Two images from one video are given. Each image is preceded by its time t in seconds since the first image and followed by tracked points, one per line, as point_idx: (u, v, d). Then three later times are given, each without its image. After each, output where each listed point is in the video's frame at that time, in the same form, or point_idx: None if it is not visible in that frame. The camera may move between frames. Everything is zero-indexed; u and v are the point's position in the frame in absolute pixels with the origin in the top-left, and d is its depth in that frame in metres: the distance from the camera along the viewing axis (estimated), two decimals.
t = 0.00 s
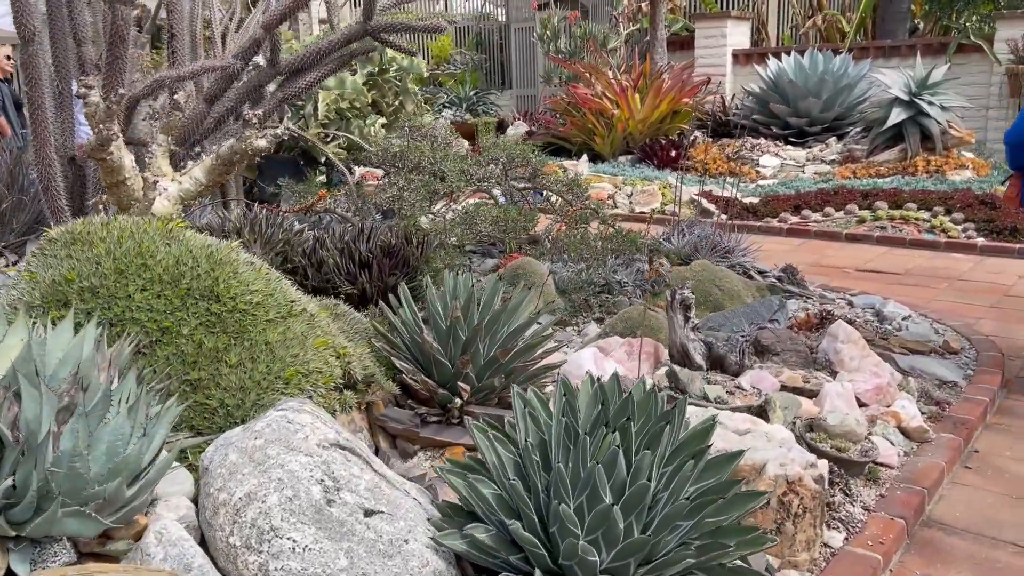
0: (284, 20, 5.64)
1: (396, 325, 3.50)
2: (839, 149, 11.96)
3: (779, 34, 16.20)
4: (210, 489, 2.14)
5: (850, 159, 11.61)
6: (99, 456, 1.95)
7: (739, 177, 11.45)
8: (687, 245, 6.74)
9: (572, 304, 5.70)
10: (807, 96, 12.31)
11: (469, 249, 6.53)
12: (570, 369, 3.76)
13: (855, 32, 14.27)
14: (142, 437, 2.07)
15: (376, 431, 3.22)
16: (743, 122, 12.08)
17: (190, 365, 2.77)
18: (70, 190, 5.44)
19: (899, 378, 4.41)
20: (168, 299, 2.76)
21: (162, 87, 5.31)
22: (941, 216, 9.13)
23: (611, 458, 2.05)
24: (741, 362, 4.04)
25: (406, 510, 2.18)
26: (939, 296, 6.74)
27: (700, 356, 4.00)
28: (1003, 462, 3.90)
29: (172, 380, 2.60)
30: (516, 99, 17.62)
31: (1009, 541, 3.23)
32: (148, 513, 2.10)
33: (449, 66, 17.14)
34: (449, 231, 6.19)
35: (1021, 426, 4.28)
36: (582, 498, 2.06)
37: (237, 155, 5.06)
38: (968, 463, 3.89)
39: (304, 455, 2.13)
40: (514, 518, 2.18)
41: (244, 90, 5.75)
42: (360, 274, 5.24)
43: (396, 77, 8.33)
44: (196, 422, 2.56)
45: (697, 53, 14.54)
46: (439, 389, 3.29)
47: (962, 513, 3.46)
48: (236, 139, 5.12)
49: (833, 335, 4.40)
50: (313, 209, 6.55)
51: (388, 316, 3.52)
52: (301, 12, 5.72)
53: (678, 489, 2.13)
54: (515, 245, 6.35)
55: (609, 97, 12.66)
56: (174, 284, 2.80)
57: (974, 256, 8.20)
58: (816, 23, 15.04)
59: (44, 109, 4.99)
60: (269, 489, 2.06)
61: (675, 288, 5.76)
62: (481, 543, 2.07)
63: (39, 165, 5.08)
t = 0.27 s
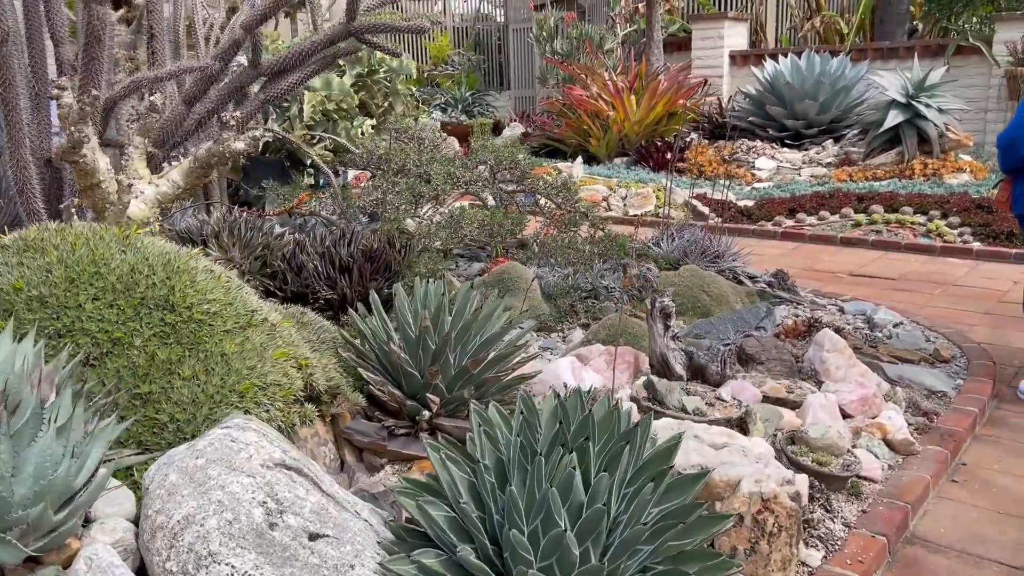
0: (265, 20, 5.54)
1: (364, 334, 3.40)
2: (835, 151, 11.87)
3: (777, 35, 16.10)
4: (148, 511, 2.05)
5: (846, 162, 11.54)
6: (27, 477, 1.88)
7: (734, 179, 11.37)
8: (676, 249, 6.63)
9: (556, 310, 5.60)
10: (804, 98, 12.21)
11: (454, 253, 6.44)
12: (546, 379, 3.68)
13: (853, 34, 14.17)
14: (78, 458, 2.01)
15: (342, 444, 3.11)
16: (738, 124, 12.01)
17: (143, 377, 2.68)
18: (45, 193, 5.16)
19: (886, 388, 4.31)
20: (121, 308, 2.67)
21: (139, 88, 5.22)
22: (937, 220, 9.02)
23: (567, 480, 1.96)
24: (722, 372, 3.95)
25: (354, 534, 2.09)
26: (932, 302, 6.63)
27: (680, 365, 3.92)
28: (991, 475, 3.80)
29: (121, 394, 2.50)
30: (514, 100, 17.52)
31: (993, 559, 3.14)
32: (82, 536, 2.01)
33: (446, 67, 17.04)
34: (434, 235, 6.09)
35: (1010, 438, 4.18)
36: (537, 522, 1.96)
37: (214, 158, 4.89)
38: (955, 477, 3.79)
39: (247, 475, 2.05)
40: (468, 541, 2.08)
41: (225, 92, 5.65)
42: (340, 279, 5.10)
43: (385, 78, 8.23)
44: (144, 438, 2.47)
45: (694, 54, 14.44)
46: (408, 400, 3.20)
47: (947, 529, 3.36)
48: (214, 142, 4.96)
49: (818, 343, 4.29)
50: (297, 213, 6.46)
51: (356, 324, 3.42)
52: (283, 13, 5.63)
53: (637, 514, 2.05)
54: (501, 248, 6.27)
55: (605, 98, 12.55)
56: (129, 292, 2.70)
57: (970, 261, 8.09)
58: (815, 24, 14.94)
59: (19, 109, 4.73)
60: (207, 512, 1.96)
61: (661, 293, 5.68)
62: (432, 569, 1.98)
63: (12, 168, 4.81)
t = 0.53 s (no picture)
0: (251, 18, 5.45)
1: (339, 340, 3.32)
2: (834, 152, 11.79)
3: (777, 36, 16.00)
4: (93, 527, 1.97)
5: (844, 164, 11.46)
6: None
7: (732, 180, 11.31)
8: (669, 252, 6.55)
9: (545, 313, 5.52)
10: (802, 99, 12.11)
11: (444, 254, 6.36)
12: (527, 385, 3.59)
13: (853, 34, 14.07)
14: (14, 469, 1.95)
15: (313, 452, 3.03)
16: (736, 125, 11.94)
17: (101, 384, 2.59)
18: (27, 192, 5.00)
19: (877, 395, 4.22)
20: (80, 313, 2.58)
21: (121, 86, 5.13)
22: (935, 223, 8.93)
23: (528, 496, 1.89)
24: (708, 378, 3.87)
25: (308, 550, 2.01)
26: (928, 306, 6.54)
27: (665, 371, 3.84)
28: (981, 485, 3.71)
29: (76, 402, 2.42)
30: (513, 100, 17.44)
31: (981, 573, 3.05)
32: (24, 552, 1.94)
33: (445, 66, 16.95)
34: (422, 236, 6.01)
35: (1002, 446, 4.09)
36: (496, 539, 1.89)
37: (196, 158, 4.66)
38: (945, 487, 3.71)
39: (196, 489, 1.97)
40: (427, 558, 2.00)
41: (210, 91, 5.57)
42: (323, 282, 4.98)
43: (377, 78, 8.15)
44: (99, 448, 2.39)
45: (693, 54, 14.35)
46: (381, 407, 3.12)
47: (935, 541, 3.28)
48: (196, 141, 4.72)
49: (808, 349, 4.21)
50: (285, 213, 6.38)
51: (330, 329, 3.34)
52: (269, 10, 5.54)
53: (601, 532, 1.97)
54: (491, 250, 6.20)
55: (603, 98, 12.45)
56: (89, 297, 2.62)
57: (968, 264, 8.00)
58: (815, 25, 14.84)
59: None
60: (152, 528, 1.88)
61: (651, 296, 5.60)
62: None
63: None
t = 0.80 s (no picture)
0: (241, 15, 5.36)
1: (319, 344, 3.23)
2: (835, 152, 11.70)
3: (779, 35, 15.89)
4: (49, 541, 1.87)
5: (845, 164, 11.39)
6: None
7: (731, 180, 11.25)
8: (665, 253, 6.46)
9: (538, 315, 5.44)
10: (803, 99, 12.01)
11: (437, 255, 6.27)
12: (514, 390, 3.51)
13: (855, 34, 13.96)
14: None
15: (292, 459, 2.96)
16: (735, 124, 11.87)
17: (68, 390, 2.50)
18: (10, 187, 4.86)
19: (874, 400, 4.13)
20: (48, 316, 2.50)
21: (109, 84, 5.05)
22: (937, 224, 8.83)
23: (503, 510, 1.81)
24: (700, 384, 3.78)
25: (274, 566, 1.93)
26: (928, 309, 6.45)
27: (657, 376, 3.76)
28: (980, 494, 3.62)
29: (40, 409, 2.34)
30: (514, 100, 17.35)
31: None
32: None
33: (445, 66, 16.85)
34: (415, 237, 5.92)
35: (1002, 453, 3.99)
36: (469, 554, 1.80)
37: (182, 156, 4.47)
38: (943, 495, 3.62)
39: (156, 502, 1.89)
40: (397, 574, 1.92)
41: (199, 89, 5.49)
42: (313, 282, 4.87)
43: (372, 76, 8.06)
44: (63, 456, 2.31)
45: (693, 54, 14.26)
46: (363, 412, 3.03)
47: (933, 552, 3.19)
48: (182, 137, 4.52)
49: (804, 353, 4.14)
50: (277, 213, 6.30)
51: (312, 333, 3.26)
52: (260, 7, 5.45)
53: (578, 549, 1.90)
54: (483, 249, 6.13)
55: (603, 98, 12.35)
56: (58, 299, 2.54)
57: (970, 266, 7.90)
58: (817, 24, 14.73)
59: None
60: (109, 543, 1.79)
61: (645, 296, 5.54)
62: None
63: None
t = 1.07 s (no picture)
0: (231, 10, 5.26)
1: (300, 349, 3.12)
2: (837, 152, 11.59)
3: (782, 33, 15.76)
4: None
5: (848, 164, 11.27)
6: None
7: (733, 180, 11.15)
8: (663, 254, 6.35)
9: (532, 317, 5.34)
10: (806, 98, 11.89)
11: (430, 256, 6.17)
12: (501, 397, 3.41)
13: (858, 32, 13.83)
14: None
15: (269, 468, 2.85)
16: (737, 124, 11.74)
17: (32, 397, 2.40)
18: None
19: (874, 407, 4.02)
20: (10, 319, 2.39)
21: (95, 80, 4.95)
22: (941, 225, 8.71)
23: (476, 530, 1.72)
24: (694, 390, 3.68)
25: None
26: (931, 312, 6.33)
27: (650, 383, 3.65)
28: (982, 505, 3.51)
29: None
30: (515, 98, 17.24)
31: None
32: None
33: (446, 64, 16.73)
34: (408, 237, 5.82)
35: (1006, 462, 3.88)
36: None
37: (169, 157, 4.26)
38: (944, 506, 3.51)
39: (110, 520, 1.80)
40: None
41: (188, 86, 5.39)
42: (302, 283, 4.78)
43: (368, 74, 7.96)
44: (22, 468, 2.23)
45: (695, 52, 14.13)
46: (344, 420, 2.92)
47: (933, 566, 3.08)
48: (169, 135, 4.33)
49: (802, 358, 4.03)
50: (268, 213, 6.20)
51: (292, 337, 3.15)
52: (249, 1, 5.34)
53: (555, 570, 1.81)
54: (477, 251, 6.01)
55: (604, 96, 12.24)
56: (21, 302, 2.43)
57: (973, 268, 7.78)
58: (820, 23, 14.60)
59: None
60: (60, 565, 1.70)
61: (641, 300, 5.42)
62: None
63: None
